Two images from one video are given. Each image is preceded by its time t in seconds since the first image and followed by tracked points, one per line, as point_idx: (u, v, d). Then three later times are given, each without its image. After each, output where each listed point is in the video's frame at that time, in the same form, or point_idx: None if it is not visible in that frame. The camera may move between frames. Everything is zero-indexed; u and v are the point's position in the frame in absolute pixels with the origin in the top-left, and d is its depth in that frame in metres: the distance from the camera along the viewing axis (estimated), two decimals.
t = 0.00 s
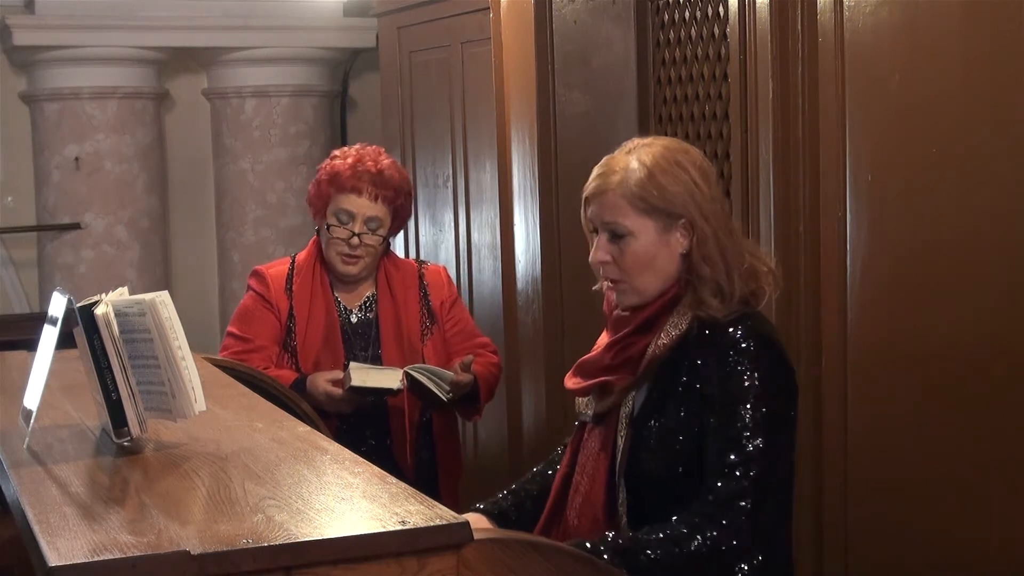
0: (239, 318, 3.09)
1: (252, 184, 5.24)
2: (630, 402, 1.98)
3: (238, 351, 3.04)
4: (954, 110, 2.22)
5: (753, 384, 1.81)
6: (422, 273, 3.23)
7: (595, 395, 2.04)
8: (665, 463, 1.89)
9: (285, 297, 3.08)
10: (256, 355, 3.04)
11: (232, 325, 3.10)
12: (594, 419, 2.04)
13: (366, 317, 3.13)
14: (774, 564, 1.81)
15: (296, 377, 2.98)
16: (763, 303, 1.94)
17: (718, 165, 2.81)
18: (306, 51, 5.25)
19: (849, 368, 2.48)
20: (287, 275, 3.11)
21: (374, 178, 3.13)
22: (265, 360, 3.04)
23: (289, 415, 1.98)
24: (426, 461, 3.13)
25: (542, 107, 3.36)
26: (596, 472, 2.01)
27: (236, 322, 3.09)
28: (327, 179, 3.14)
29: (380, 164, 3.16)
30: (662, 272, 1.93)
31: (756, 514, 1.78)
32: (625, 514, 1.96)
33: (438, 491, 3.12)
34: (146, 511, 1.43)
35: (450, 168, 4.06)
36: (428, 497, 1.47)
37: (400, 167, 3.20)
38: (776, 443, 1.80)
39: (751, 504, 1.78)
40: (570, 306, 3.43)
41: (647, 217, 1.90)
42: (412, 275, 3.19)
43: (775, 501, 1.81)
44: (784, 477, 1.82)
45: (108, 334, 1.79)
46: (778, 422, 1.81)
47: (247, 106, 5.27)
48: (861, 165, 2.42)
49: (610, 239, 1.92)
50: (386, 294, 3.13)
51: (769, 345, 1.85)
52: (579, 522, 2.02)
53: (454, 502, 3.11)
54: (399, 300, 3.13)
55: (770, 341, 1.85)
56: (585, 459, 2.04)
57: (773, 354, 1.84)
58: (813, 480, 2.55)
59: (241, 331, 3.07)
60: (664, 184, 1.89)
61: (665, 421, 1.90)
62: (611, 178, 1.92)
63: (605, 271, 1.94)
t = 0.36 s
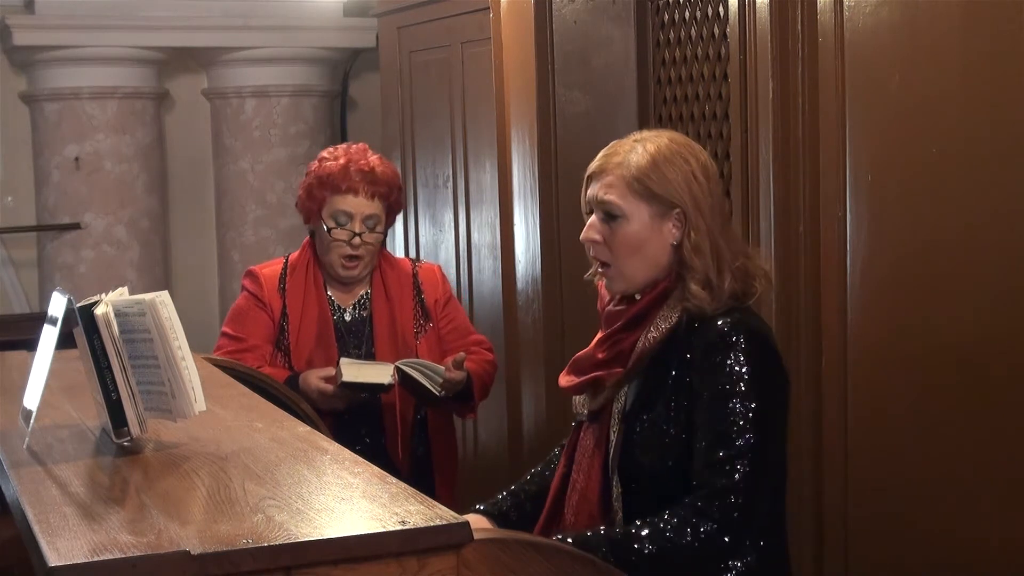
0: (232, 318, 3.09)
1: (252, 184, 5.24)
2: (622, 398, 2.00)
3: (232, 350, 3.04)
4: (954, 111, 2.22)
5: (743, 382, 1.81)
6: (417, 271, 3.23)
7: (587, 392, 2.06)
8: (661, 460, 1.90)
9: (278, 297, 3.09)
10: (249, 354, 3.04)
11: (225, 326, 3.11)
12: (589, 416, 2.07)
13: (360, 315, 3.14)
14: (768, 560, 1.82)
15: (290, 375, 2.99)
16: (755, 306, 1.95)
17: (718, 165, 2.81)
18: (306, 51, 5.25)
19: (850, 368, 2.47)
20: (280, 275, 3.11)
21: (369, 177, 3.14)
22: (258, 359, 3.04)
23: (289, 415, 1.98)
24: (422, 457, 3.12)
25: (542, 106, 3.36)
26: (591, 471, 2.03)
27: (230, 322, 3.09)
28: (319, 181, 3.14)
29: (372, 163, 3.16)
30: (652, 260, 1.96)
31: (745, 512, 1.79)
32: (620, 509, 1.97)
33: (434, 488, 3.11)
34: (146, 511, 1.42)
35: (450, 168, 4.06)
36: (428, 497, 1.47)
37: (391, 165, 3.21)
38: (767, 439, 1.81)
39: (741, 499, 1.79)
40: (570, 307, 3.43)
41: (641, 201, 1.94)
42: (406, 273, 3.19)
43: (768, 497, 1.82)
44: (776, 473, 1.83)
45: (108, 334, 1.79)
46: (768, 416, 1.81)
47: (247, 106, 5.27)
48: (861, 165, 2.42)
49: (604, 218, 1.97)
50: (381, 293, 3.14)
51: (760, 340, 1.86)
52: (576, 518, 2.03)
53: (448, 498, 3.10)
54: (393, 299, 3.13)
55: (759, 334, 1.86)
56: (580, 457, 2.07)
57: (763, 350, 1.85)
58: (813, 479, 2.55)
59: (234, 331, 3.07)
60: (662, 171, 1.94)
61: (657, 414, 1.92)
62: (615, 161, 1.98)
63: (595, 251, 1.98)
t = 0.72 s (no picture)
0: (228, 319, 3.11)
1: (252, 184, 5.24)
2: (616, 394, 2.01)
3: (227, 350, 3.05)
4: (954, 111, 2.22)
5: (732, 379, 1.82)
6: (410, 269, 3.23)
7: (583, 391, 2.08)
8: (655, 457, 1.91)
9: (273, 296, 3.09)
10: (244, 354, 3.05)
11: (222, 327, 3.12)
12: (584, 415, 2.07)
13: (355, 313, 3.14)
14: (759, 550, 1.84)
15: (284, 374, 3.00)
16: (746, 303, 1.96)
17: (718, 164, 2.81)
18: (305, 51, 5.25)
19: (850, 368, 2.48)
20: (274, 274, 3.12)
21: (361, 180, 3.12)
22: (254, 358, 3.05)
23: (290, 414, 1.98)
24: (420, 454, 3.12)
25: (542, 106, 3.36)
26: (588, 468, 2.03)
27: (226, 323, 3.11)
28: (310, 186, 3.11)
29: (363, 165, 3.14)
30: (643, 255, 1.98)
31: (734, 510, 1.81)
32: (615, 506, 1.97)
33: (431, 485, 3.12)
34: (146, 511, 1.42)
35: (450, 168, 4.06)
36: (428, 497, 1.47)
37: (383, 165, 3.19)
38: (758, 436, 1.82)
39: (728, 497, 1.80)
40: (571, 307, 3.43)
41: (633, 196, 1.97)
42: (400, 270, 3.20)
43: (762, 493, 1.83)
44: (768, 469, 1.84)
45: (108, 334, 1.79)
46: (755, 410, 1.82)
47: (247, 106, 5.26)
48: (861, 164, 2.42)
49: (596, 211, 1.99)
50: (375, 291, 3.14)
51: (749, 335, 1.87)
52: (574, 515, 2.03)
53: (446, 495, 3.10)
54: (388, 298, 3.13)
55: (749, 330, 1.87)
56: (577, 455, 2.07)
57: (753, 346, 1.86)
58: (812, 479, 2.55)
59: (230, 332, 3.09)
60: (655, 166, 1.96)
61: (649, 410, 1.94)
62: (609, 157, 2.01)
63: (586, 244, 2.00)
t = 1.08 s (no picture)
0: (224, 319, 3.11)
1: (252, 184, 5.24)
2: (614, 390, 2.01)
3: (224, 349, 3.05)
4: (954, 111, 2.22)
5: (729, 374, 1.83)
6: (406, 267, 3.23)
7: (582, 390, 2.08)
8: (655, 456, 1.92)
9: (269, 295, 3.09)
10: (240, 353, 3.06)
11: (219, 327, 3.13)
12: (583, 413, 2.08)
13: (351, 312, 3.14)
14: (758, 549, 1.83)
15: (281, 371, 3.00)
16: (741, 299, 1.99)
17: (718, 164, 2.81)
18: (305, 51, 5.25)
19: (850, 369, 2.48)
20: (270, 274, 3.12)
21: (355, 179, 3.12)
22: (251, 358, 3.05)
23: (290, 414, 1.98)
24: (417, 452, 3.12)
25: (542, 106, 3.36)
26: (585, 464, 2.03)
27: (222, 323, 3.11)
28: (305, 187, 3.12)
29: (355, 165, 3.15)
30: (638, 247, 2.00)
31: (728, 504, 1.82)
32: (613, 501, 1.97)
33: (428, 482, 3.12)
34: (146, 511, 1.42)
35: (450, 168, 4.06)
36: (428, 497, 1.47)
37: (377, 165, 3.20)
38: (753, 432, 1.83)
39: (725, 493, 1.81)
40: (571, 307, 3.43)
41: (631, 188, 1.99)
42: (395, 269, 3.20)
43: (759, 487, 1.84)
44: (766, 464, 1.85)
45: (108, 334, 1.79)
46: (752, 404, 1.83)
47: (247, 105, 5.26)
48: (861, 165, 2.42)
49: (594, 200, 2.02)
50: (370, 289, 3.14)
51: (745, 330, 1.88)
52: (570, 514, 2.02)
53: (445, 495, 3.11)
54: (384, 297, 3.13)
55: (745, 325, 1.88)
56: (575, 453, 2.07)
57: (748, 341, 1.87)
58: (813, 478, 2.55)
59: (226, 331, 3.08)
60: (655, 159, 1.98)
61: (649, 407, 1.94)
62: (611, 150, 2.04)
63: (584, 233, 2.02)
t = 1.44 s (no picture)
0: (223, 318, 3.11)
1: (252, 184, 5.24)
2: (629, 376, 2.01)
3: (222, 349, 3.05)
4: (954, 110, 2.22)
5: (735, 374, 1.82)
6: (404, 267, 3.25)
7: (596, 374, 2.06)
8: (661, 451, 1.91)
9: (267, 295, 3.10)
10: (239, 353, 3.06)
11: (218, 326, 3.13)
12: (595, 400, 2.08)
13: (349, 311, 3.14)
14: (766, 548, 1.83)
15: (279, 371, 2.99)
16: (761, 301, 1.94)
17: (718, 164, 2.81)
18: (305, 51, 5.25)
19: (850, 368, 2.48)
20: (269, 274, 3.12)
21: (353, 177, 3.12)
22: (250, 358, 3.06)
23: (290, 414, 1.98)
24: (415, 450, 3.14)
25: (542, 106, 3.34)
26: (593, 449, 2.04)
27: (221, 322, 3.11)
28: (303, 185, 3.12)
29: (353, 164, 3.14)
30: (664, 229, 2.01)
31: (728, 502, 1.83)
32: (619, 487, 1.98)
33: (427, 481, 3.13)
34: (146, 511, 1.42)
35: (450, 168, 4.06)
36: (428, 497, 1.47)
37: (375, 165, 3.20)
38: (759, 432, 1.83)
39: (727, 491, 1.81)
40: (570, 307, 3.43)
41: (673, 171, 2.02)
42: (393, 268, 3.21)
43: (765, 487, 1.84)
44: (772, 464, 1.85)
45: (108, 334, 1.79)
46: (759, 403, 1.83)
47: (247, 106, 5.26)
48: (861, 165, 2.42)
49: (637, 178, 2.05)
50: (369, 287, 3.14)
51: (759, 331, 1.86)
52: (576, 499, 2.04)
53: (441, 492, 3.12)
54: (382, 296, 3.13)
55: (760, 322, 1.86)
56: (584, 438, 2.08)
57: (762, 342, 1.85)
58: (812, 478, 2.55)
59: (225, 331, 3.09)
60: (703, 151, 2.01)
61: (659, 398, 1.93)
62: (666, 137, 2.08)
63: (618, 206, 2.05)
